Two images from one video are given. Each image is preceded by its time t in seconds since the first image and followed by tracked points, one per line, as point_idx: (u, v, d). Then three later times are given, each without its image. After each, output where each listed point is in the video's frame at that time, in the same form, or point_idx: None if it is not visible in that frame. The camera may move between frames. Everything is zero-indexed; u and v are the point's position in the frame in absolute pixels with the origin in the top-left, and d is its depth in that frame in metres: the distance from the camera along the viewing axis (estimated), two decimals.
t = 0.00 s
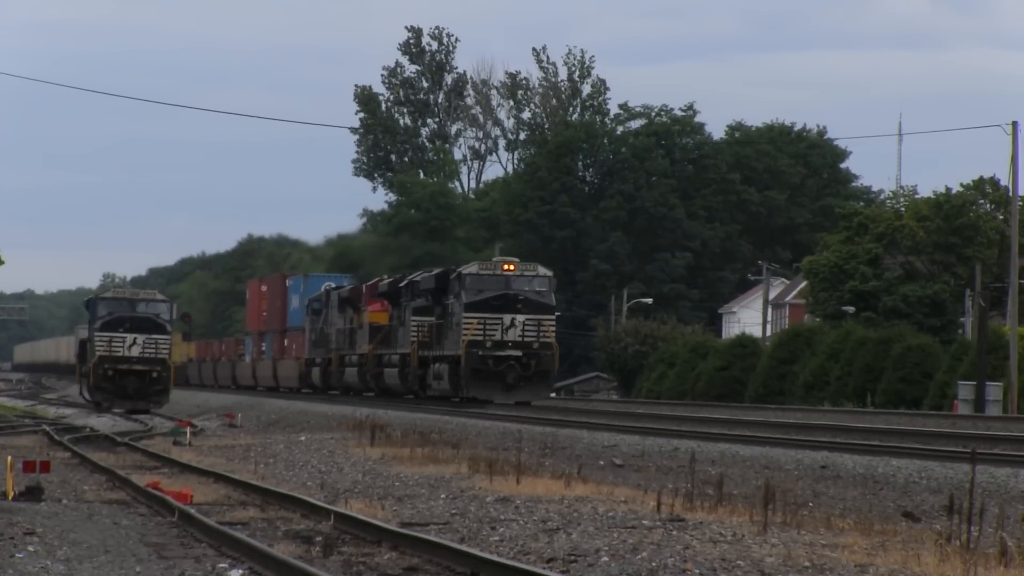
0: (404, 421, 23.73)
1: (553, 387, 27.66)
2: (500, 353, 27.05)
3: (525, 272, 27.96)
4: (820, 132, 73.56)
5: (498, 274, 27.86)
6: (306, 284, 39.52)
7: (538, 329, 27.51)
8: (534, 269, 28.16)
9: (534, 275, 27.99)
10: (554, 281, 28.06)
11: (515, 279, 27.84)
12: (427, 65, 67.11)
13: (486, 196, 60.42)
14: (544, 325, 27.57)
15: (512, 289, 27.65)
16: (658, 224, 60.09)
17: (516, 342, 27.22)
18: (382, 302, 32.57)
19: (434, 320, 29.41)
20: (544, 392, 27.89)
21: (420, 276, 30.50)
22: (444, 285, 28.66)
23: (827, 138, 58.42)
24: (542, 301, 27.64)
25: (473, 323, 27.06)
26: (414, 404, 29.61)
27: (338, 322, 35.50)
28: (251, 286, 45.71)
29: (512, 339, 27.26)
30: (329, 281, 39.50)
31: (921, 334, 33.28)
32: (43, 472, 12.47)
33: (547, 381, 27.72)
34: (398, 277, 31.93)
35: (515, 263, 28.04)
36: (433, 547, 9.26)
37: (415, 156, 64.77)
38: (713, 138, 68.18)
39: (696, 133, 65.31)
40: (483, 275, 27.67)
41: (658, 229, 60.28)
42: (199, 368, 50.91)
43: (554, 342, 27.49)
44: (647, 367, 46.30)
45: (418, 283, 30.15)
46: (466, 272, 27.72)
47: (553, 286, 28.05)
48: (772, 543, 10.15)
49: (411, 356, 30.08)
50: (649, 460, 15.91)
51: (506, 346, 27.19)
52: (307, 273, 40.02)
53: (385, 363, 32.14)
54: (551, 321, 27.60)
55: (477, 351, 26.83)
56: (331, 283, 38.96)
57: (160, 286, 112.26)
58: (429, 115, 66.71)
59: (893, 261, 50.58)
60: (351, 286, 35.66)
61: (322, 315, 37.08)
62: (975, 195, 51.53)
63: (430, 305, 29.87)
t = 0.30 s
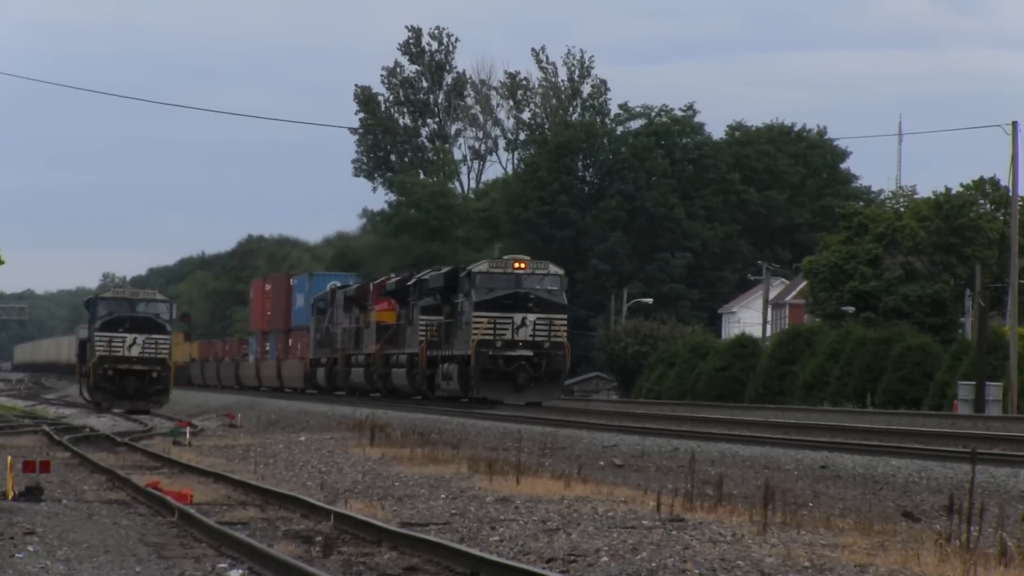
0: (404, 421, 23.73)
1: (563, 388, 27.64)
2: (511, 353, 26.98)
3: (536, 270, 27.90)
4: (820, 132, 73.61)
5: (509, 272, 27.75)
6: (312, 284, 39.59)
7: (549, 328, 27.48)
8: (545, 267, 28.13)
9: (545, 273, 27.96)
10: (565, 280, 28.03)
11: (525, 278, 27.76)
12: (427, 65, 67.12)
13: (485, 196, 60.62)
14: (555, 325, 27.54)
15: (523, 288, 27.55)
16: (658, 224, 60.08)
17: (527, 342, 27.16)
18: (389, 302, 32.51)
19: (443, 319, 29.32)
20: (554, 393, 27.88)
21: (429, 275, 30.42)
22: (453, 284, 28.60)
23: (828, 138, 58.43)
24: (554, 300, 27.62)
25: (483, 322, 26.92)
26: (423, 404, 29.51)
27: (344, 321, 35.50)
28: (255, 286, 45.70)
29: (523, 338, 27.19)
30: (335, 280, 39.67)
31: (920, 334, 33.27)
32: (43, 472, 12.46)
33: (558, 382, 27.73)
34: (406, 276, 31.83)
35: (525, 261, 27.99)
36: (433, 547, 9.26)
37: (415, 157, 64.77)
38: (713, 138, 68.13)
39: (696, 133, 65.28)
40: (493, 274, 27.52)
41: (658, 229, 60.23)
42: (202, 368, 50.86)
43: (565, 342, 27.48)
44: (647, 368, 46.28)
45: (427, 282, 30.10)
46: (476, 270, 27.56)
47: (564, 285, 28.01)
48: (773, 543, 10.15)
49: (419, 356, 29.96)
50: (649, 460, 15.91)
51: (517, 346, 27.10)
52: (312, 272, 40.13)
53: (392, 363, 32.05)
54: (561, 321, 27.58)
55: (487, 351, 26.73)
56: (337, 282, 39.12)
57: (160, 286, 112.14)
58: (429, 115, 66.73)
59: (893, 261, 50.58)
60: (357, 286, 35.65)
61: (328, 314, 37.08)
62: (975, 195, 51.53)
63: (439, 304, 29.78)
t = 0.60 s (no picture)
0: (404, 421, 23.77)
1: (576, 389, 27.23)
2: (521, 353, 26.74)
3: (548, 269, 27.55)
4: (820, 132, 73.69)
5: (519, 271, 27.49)
6: (317, 283, 39.54)
7: (561, 328, 27.21)
8: (556, 266, 27.76)
9: (557, 272, 27.62)
10: (577, 279, 27.67)
11: (537, 276, 27.47)
12: (426, 65, 67.14)
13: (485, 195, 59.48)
14: (567, 325, 27.23)
15: (534, 286, 27.29)
16: (658, 225, 60.05)
17: (538, 342, 26.94)
18: (396, 301, 32.42)
19: (452, 318, 29.14)
20: (566, 394, 27.35)
21: (437, 274, 30.26)
22: (462, 283, 28.41)
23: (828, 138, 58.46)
24: (566, 299, 27.30)
25: (494, 322, 26.70)
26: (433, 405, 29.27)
27: (350, 321, 35.47)
28: (259, 286, 45.67)
29: (534, 338, 26.99)
30: (340, 279, 39.62)
31: (920, 335, 33.29)
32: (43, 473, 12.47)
33: (570, 383, 27.35)
34: (413, 276, 31.67)
35: (536, 260, 27.67)
36: (433, 548, 9.27)
37: (414, 157, 64.79)
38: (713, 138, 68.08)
39: (696, 133, 65.18)
40: (503, 272, 27.29)
41: (658, 229, 60.18)
42: (204, 368, 50.87)
43: (577, 341, 27.22)
44: (647, 368, 46.27)
45: (434, 281, 29.95)
46: (486, 269, 27.30)
47: (576, 284, 27.68)
48: (772, 543, 10.16)
49: (427, 357, 29.78)
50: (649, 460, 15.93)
51: (528, 346, 26.89)
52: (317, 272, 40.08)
53: (400, 363, 31.91)
54: (573, 320, 27.26)
55: (497, 351, 26.52)
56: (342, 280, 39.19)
57: (161, 286, 112.27)
58: (429, 116, 66.74)
59: (893, 261, 50.60)
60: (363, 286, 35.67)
61: (333, 314, 37.03)
62: (975, 195, 51.50)
63: (447, 303, 29.60)
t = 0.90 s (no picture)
0: (404, 421, 23.80)
1: (589, 390, 26.66)
2: (532, 353, 26.31)
3: (559, 268, 27.17)
4: (820, 133, 73.78)
5: (530, 270, 27.07)
6: (322, 283, 39.44)
7: (573, 328, 26.73)
8: (568, 265, 27.41)
9: (568, 271, 27.27)
10: (589, 278, 27.34)
11: (547, 275, 27.08)
12: (426, 65, 67.17)
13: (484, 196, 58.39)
14: (578, 323, 26.78)
15: (545, 285, 26.87)
16: (658, 225, 60.01)
17: (549, 342, 26.48)
18: (403, 301, 32.37)
19: (461, 318, 28.95)
20: (578, 395, 26.80)
21: (446, 273, 30.14)
22: (471, 282, 28.14)
23: (828, 139, 58.50)
24: (577, 298, 26.86)
25: (504, 321, 26.34)
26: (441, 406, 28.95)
27: (357, 321, 35.48)
28: (263, 286, 45.70)
29: (545, 338, 26.53)
30: (345, 279, 39.55)
31: (920, 335, 33.30)
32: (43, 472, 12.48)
33: (582, 383, 26.74)
34: (420, 275, 31.57)
35: (547, 258, 27.29)
36: (433, 548, 9.27)
37: (414, 157, 64.78)
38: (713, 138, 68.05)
39: (696, 134, 65.12)
40: (514, 271, 26.97)
41: (657, 229, 60.15)
42: (207, 369, 50.86)
43: (589, 342, 26.74)
44: (647, 368, 46.26)
45: (443, 281, 29.78)
46: (496, 267, 26.92)
47: (588, 283, 27.31)
48: (772, 543, 10.18)
49: (436, 357, 29.57)
50: (649, 460, 15.95)
51: (539, 346, 26.44)
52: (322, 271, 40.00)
53: (407, 364, 31.83)
54: (586, 320, 26.80)
55: (508, 351, 26.09)
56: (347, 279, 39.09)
57: (160, 287, 112.36)
58: (429, 116, 66.76)
59: (893, 262, 50.63)
60: (369, 285, 35.56)
61: (339, 314, 37.02)
62: (975, 196, 51.48)
63: (456, 303, 29.43)
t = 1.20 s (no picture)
0: (404, 421, 23.81)
1: (601, 390, 26.52)
2: (544, 352, 26.09)
3: (570, 266, 26.85)
4: (820, 132, 73.80)
5: (541, 268, 26.78)
6: (327, 281, 39.39)
7: (585, 327, 26.52)
8: (580, 262, 27.09)
9: (580, 269, 26.94)
10: (602, 276, 27.04)
11: (559, 273, 26.78)
12: (427, 65, 67.21)
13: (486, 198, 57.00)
14: (591, 322, 26.56)
15: (557, 284, 26.66)
16: (658, 225, 59.93)
17: (562, 341, 26.24)
18: (411, 300, 32.25)
19: (471, 317, 28.68)
20: (592, 394, 26.66)
21: (455, 272, 29.95)
22: (482, 281, 27.94)
23: (828, 139, 58.48)
24: (590, 296, 26.64)
25: (516, 320, 26.14)
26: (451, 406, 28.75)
27: (363, 320, 35.43)
28: (267, 284, 45.68)
29: (557, 337, 26.31)
30: (351, 278, 39.56)
31: (920, 335, 33.30)
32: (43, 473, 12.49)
33: (594, 383, 26.60)
34: (430, 274, 31.47)
35: (559, 256, 26.94)
36: (432, 548, 9.28)
37: (414, 158, 64.75)
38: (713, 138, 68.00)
39: (696, 134, 65.04)
40: (525, 270, 26.67)
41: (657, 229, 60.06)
42: (210, 369, 50.87)
43: (602, 341, 26.53)
44: (647, 368, 46.26)
45: (452, 279, 29.64)
46: (507, 266, 26.69)
47: (600, 281, 27.02)
48: (772, 543, 10.18)
49: (445, 356, 29.36)
50: (649, 460, 15.95)
51: (551, 345, 26.21)
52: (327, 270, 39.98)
53: (415, 363, 31.60)
54: (598, 319, 26.58)
55: (519, 351, 25.89)
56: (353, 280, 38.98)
57: (160, 286, 112.34)
58: (429, 116, 66.80)
59: (893, 262, 50.65)
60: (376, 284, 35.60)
61: (345, 313, 37.00)
62: (975, 196, 51.44)
63: (465, 302, 29.20)
